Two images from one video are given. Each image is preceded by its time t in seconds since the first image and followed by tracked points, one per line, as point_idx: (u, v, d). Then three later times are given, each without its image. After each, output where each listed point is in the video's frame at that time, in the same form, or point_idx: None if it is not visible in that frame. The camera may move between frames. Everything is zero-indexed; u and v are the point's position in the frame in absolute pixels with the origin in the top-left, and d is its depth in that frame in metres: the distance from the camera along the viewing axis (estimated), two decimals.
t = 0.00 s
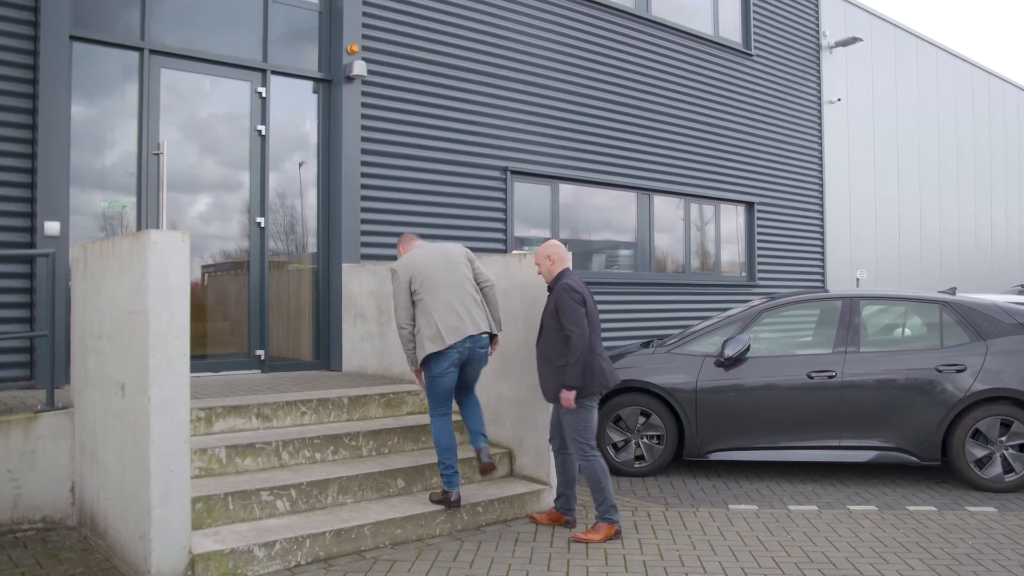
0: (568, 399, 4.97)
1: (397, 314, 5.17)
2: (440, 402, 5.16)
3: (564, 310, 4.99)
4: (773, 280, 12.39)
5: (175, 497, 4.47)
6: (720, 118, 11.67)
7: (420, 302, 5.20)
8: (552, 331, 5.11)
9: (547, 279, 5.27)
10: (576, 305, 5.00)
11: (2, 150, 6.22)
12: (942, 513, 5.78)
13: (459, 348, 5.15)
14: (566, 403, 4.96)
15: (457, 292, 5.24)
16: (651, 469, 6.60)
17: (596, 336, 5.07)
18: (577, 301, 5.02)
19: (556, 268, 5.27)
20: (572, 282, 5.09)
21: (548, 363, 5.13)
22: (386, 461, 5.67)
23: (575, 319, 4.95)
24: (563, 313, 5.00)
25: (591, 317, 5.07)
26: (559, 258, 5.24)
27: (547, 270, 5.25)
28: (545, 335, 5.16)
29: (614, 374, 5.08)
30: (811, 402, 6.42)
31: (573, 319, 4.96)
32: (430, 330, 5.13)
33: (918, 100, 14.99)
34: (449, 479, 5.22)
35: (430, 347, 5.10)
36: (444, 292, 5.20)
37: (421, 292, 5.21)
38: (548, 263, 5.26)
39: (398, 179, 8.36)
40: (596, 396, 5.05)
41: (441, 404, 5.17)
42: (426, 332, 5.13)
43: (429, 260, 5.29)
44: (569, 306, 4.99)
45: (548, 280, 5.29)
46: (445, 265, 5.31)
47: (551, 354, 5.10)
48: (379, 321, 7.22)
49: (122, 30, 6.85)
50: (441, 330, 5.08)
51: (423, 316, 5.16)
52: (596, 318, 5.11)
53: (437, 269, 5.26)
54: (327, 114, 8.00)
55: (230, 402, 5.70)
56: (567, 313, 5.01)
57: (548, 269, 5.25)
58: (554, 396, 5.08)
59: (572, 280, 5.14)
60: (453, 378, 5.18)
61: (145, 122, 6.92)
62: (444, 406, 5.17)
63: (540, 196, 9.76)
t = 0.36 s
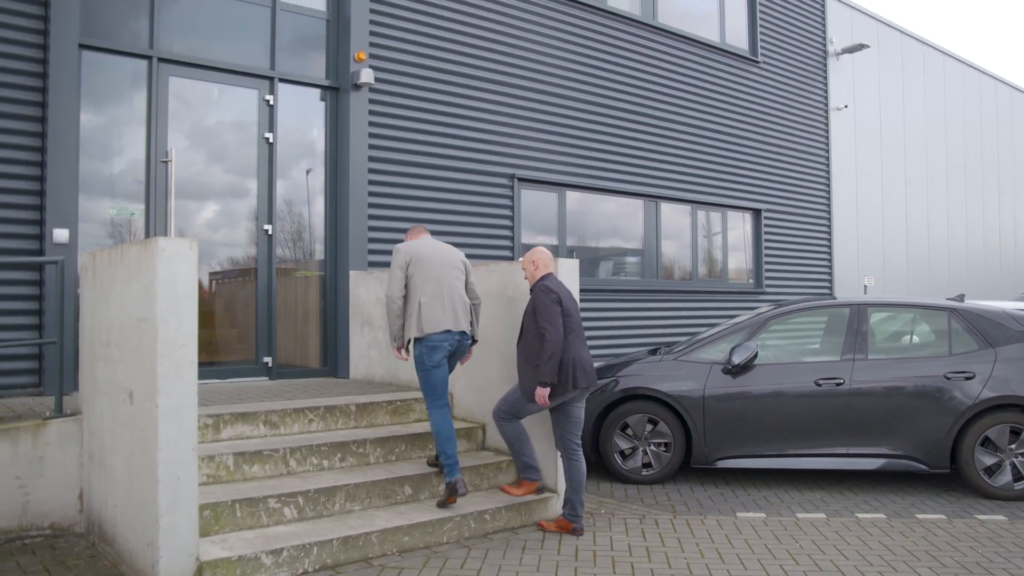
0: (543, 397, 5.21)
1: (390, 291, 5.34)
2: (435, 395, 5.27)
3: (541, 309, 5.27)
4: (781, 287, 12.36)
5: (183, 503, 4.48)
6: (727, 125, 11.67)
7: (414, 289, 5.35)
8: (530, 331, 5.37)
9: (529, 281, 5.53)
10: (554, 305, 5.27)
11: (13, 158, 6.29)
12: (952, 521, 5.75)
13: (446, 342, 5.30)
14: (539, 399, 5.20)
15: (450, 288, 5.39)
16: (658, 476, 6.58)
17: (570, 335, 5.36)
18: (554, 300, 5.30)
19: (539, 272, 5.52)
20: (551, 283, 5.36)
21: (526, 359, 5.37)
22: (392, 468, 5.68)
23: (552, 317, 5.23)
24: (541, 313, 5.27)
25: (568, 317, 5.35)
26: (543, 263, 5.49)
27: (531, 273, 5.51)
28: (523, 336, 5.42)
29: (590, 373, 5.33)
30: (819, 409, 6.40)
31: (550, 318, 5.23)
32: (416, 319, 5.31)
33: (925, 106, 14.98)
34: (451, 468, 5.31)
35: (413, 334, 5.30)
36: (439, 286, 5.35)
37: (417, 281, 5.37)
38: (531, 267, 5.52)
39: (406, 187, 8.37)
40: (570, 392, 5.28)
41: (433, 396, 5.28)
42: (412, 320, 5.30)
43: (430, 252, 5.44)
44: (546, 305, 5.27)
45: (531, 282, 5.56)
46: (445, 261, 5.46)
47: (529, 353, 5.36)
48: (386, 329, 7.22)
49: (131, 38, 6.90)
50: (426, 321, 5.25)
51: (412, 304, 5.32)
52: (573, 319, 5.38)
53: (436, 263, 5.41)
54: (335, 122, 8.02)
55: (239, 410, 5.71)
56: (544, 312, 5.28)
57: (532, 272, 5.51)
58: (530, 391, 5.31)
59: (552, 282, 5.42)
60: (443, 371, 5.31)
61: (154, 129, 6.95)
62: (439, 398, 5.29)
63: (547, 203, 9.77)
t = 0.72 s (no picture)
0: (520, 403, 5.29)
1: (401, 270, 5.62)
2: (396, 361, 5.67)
3: (507, 315, 5.38)
4: (800, 296, 12.28)
5: (203, 513, 4.50)
6: (746, 134, 11.63)
7: (426, 272, 5.68)
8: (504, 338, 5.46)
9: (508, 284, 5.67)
10: (520, 309, 5.35)
11: (36, 169, 6.37)
12: (975, 533, 5.69)
13: (445, 326, 5.66)
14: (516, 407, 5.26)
15: (459, 278, 5.78)
16: (679, 487, 6.54)
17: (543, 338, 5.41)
18: (521, 306, 5.37)
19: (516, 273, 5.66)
20: (517, 289, 5.45)
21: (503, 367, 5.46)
22: (411, 478, 5.69)
23: (516, 322, 5.32)
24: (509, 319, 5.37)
25: (536, 319, 5.41)
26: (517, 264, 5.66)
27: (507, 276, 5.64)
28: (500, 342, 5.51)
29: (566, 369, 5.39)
30: (840, 419, 6.35)
31: (516, 321, 5.33)
32: (426, 301, 5.62)
33: (945, 114, 14.88)
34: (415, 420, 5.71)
35: (422, 315, 5.60)
36: (451, 273, 5.75)
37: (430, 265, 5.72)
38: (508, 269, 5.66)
39: (424, 196, 8.39)
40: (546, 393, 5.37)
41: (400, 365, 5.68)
42: (423, 301, 5.61)
43: (444, 240, 5.85)
44: (512, 312, 5.36)
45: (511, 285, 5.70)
46: (456, 252, 5.89)
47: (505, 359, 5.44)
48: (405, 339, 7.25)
49: (153, 50, 6.97)
50: (438, 304, 5.58)
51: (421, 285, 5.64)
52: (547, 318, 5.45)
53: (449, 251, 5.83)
54: (354, 132, 8.05)
55: (259, 419, 5.73)
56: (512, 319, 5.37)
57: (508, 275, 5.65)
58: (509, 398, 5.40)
59: (521, 286, 5.51)
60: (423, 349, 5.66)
61: (175, 140, 7.01)
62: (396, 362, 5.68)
63: (565, 212, 9.76)
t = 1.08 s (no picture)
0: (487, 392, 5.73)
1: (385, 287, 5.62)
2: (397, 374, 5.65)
3: (498, 317, 5.67)
4: (825, 311, 12.17)
5: (227, 527, 4.53)
6: (770, 148, 11.59)
7: (410, 286, 5.71)
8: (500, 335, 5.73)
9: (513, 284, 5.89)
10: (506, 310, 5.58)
11: (66, 186, 6.47)
12: (1007, 553, 5.60)
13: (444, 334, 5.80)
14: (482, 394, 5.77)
15: (440, 284, 5.82)
16: (704, 504, 6.49)
17: (533, 337, 5.58)
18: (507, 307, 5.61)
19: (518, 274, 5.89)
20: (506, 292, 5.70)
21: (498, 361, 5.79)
22: (434, 494, 5.69)
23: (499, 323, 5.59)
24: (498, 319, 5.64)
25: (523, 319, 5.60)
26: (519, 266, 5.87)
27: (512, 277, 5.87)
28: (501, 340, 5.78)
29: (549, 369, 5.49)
30: (866, 436, 6.28)
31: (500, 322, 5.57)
32: (417, 314, 5.67)
33: (972, 127, 14.76)
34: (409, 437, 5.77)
35: (416, 328, 5.65)
36: (433, 283, 5.78)
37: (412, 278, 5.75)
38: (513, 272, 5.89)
39: (447, 212, 8.43)
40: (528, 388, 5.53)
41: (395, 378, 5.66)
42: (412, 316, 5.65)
43: (423, 248, 5.86)
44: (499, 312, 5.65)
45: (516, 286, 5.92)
46: (434, 258, 5.89)
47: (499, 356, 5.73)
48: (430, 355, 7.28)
49: (181, 68, 7.07)
50: (430, 315, 5.64)
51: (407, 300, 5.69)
52: (536, 319, 5.61)
53: (429, 260, 5.85)
54: (378, 149, 8.09)
55: (283, 435, 5.76)
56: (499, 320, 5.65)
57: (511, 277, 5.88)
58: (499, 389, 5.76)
59: (516, 288, 5.74)
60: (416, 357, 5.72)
61: (202, 157, 7.09)
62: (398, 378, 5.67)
63: (589, 227, 9.75)
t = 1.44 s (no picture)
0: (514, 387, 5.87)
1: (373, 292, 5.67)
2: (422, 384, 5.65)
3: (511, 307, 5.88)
4: (851, 326, 12.06)
5: (253, 544, 4.55)
6: (794, 163, 11.54)
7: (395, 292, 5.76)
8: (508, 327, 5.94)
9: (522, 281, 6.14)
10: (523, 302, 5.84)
11: (95, 205, 6.56)
12: None
13: (431, 340, 5.81)
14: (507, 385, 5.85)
15: (428, 292, 5.82)
16: (730, 523, 6.44)
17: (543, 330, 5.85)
18: (523, 299, 5.86)
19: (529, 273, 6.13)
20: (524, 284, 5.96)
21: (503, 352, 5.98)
22: (459, 512, 5.68)
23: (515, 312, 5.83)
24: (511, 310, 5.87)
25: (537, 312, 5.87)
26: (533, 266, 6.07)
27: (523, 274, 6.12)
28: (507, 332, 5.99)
29: (556, 362, 5.78)
30: (895, 455, 6.21)
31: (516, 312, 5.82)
32: (401, 319, 5.71)
33: (999, 141, 14.63)
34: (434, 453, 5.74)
35: (400, 332, 5.69)
36: (418, 289, 5.80)
37: (398, 284, 5.79)
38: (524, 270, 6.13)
39: (471, 229, 8.45)
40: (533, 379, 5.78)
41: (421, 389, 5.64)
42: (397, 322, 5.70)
43: (410, 255, 5.86)
44: (514, 303, 5.87)
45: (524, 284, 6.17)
46: (423, 266, 5.89)
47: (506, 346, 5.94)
48: (455, 372, 7.29)
49: (210, 88, 7.17)
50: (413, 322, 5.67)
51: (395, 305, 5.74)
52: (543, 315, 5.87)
53: (415, 267, 5.85)
54: (402, 166, 8.14)
55: (309, 452, 5.78)
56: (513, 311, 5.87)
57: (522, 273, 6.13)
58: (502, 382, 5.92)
59: (530, 283, 6.00)
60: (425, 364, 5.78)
61: (229, 176, 7.16)
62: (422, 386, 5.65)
63: (612, 244, 9.74)
